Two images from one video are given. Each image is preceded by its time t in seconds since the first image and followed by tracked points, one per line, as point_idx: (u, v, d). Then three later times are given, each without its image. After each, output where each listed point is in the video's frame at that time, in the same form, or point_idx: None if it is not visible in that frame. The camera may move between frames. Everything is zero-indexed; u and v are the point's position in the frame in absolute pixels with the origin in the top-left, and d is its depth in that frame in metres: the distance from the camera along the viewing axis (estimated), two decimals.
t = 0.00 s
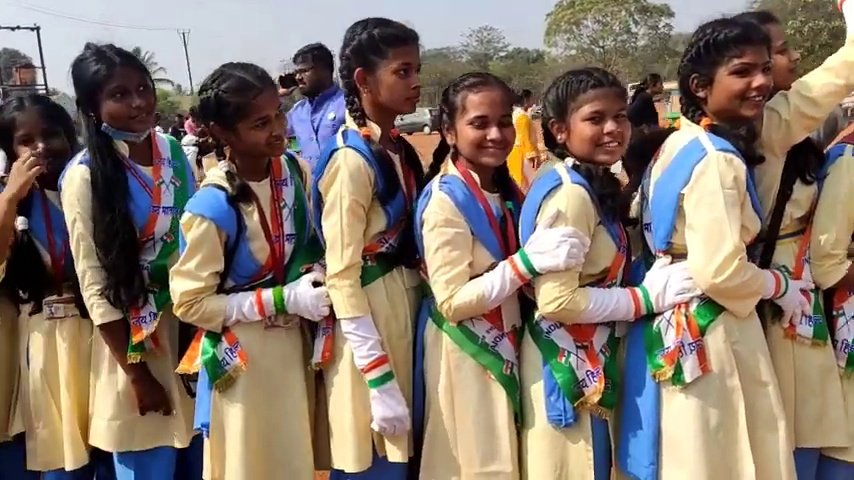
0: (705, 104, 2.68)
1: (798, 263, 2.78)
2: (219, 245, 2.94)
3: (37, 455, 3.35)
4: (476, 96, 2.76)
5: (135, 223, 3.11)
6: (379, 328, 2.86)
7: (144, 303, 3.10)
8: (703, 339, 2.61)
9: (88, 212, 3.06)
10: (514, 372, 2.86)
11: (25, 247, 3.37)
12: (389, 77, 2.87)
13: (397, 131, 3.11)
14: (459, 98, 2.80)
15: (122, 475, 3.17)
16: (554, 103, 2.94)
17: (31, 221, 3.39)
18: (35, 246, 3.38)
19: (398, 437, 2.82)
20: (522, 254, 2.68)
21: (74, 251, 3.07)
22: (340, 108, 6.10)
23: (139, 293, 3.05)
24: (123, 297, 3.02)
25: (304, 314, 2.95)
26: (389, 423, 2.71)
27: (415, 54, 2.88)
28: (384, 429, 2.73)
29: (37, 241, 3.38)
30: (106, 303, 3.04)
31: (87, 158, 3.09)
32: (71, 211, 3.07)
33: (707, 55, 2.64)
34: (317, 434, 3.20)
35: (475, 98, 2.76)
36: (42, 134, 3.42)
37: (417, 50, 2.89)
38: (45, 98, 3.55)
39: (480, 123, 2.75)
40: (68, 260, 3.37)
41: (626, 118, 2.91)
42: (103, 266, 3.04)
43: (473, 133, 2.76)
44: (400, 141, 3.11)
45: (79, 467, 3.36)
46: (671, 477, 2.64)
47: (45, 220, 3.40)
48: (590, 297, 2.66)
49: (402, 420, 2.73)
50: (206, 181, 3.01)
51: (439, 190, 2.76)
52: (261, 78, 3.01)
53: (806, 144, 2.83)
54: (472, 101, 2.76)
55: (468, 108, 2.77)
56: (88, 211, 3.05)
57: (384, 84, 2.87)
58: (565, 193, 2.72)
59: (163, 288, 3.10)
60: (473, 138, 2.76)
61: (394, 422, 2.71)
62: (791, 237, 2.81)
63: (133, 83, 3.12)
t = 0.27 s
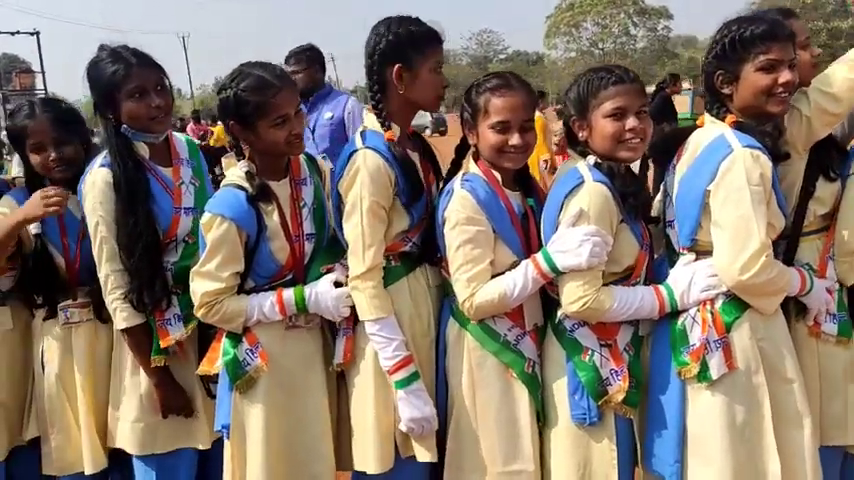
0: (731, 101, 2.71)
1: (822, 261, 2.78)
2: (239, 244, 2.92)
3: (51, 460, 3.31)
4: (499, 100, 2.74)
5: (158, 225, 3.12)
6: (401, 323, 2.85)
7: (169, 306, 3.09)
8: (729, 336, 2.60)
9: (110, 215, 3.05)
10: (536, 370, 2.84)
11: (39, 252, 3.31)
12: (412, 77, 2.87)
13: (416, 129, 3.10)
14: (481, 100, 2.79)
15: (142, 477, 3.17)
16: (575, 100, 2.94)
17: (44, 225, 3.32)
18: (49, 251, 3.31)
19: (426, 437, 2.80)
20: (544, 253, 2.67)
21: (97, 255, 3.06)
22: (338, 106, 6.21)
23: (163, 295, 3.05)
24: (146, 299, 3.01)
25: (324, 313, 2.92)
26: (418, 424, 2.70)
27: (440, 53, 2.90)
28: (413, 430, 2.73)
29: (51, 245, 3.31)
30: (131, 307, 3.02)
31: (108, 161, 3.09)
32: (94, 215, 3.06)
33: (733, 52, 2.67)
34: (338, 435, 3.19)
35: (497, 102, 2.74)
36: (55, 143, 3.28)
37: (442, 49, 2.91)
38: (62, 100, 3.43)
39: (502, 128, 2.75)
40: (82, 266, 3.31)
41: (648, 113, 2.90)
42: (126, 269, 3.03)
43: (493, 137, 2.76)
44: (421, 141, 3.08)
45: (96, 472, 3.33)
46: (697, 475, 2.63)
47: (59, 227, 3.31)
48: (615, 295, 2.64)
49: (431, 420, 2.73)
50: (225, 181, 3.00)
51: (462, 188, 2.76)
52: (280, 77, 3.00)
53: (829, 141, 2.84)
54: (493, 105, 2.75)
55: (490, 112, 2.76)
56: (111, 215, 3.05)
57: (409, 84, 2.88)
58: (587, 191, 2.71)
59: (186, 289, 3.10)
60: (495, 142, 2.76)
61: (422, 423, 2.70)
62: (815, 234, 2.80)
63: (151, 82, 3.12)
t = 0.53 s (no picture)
0: (754, 106, 2.66)
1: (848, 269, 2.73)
2: (253, 252, 2.87)
3: (61, 474, 3.26)
4: (519, 103, 2.70)
5: (173, 232, 3.08)
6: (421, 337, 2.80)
7: (185, 314, 3.06)
8: (757, 345, 2.57)
9: (125, 223, 3.00)
10: (558, 380, 2.80)
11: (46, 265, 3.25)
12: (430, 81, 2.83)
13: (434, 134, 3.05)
14: (501, 104, 2.74)
15: None
16: (595, 104, 2.90)
17: (51, 232, 3.27)
18: (55, 262, 3.25)
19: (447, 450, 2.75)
20: (567, 259, 2.62)
21: (112, 264, 3.02)
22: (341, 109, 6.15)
23: (179, 303, 3.01)
24: (162, 307, 2.98)
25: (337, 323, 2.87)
26: (440, 436, 2.66)
27: (456, 56, 2.86)
28: (435, 443, 2.68)
29: (57, 254, 3.26)
30: (146, 316, 2.99)
31: (122, 168, 3.05)
32: (108, 223, 3.01)
33: (757, 56, 2.62)
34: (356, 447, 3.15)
35: (518, 105, 2.70)
36: (62, 158, 3.20)
37: (459, 53, 2.88)
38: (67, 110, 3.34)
39: (522, 130, 2.70)
40: (90, 277, 3.24)
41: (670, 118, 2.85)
42: (141, 278, 2.99)
43: (515, 140, 2.71)
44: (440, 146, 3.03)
45: None
46: None
47: (67, 236, 3.26)
48: (639, 303, 2.59)
49: (452, 432, 2.68)
50: (240, 188, 2.95)
51: (483, 195, 2.72)
52: (295, 81, 2.96)
53: None
54: (515, 107, 2.70)
55: (510, 115, 2.71)
56: (125, 222, 3.00)
57: (427, 88, 2.84)
58: (609, 197, 2.66)
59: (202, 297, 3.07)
60: (515, 145, 2.72)
61: (444, 435, 2.66)
62: (840, 241, 2.76)
63: (167, 89, 3.10)
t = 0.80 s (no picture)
0: (783, 113, 2.57)
1: None
2: (261, 264, 2.80)
3: None
4: (541, 107, 2.63)
5: (184, 243, 3.01)
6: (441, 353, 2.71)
7: (196, 328, 3.00)
8: (787, 362, 2.49)
9: (136, 234, 2.93)
10: (578, 398, 2.71)
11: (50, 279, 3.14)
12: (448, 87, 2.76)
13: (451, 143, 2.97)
14: (523, 108, 2.67)
15: None
16: (617, 112, 2.81)
17: (56, 246, 3.18)
18: (59, 276, 3.15)
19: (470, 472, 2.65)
20: (590, 270, 2.53)
21: (122, 275, 2.96)
22: (360, 119, 6.03)
23: (189, 316, 2.94)
24: (173, 321, 2.90)
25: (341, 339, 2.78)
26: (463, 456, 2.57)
27: (475, 63, 2.80)
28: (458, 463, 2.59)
29: (62, 269, 3.16)
30: (158, 329, 2.91)
31: (134, 177, 2.97)
32: (119, 234, 2.94)
33: (787, 61, 2.53)
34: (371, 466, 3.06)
35: (540, 109, 2.63)
36: (67, 171, 3.11)
37: (478, 59, 2.82)
38: (73, 121, 3.25)
39: (544, 135, 2.62)
40: (97, 293, 3.17)
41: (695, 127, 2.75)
42: (152, 290, 2.92)
43: (537, 145, 2.63)
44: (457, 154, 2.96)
45: None
46: None
47: (72, 250, 3.18)
48: (664, 317, 2.50)
49: (475, 452, 2.59)
50: (251, 198, 2.88)
51: (503, 205, 2.64)
52: (307, 88, 2.88)
53: None
54: (537, 112, 2.63)
55: (532, 119, 2.64)
56: (136, 233, 2.93)
57: (446, 96, 2.76)
58: (631, 207, 2.57)
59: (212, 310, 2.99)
60: (536, 151, 2.64)
61: (467, 454, 2.57)
62: None
63: (181, 97, 3.05)
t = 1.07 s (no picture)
0: (822, 118, 2.47)
1: None
2: (274, 275, 2.72)
3: None
4: (565, 111, 2.56)
5: (200, 253, 2.94)
6: (461, 368, 2.63)
7: (210, 340, 2.91)
8: (822, 380, 2.38)
9: (151, 243, 2.86)
10: (602, 414, 2.60)
11: (56, 290, 3.08)
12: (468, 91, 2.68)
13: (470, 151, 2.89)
14: (546, 113, 2.60)
15: None
16: (640, 118, 2.71)
17: (62, 258, 3.12)
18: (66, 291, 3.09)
19: None
20: (612, 283, 2.44)
21: (136, 286, 2.89)
22: (398, 126, 5.90)
23: (204, 329, 2.86)
24: (187, 334, 2.82)
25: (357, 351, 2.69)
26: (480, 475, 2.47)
27: (498, 67, 2.73)
28: None
29: (69, 283, 3.11)
30: (172, 342, 2.85)
31: (148, 186, 2.91)
32: (133, 244, 2.88)
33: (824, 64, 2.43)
34: None
35: (564, 114, 2.55)
36: (72, 181, 3.05)
37: (499, 63, 2.75)
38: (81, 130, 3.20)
39: (569, 140, 2.54)
40: (103, 307, 3.12)
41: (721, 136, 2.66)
42: (166, 301, 2.85)
43: (562, 150, 2.54)
44: (477, 160, 2.88)
45: None
46: None
47: (78, 263, 3.13)
48: (691, 332, 2.40)
49: (492, 471, 2.49)
50: (265, 206, 2.80)
51: (522, 215, 2.55)
52: (324, 93, 2.80)
53: None
54: (560, 116, 2.55)
55: (556, 123, 2.56)
56: (150, 243, 2.86)
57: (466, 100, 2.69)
58: (655, 218, 2.47)
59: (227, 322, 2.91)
60: (559, 157, 2.55)
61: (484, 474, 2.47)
62: None
63: (201, 102, 3.00)
